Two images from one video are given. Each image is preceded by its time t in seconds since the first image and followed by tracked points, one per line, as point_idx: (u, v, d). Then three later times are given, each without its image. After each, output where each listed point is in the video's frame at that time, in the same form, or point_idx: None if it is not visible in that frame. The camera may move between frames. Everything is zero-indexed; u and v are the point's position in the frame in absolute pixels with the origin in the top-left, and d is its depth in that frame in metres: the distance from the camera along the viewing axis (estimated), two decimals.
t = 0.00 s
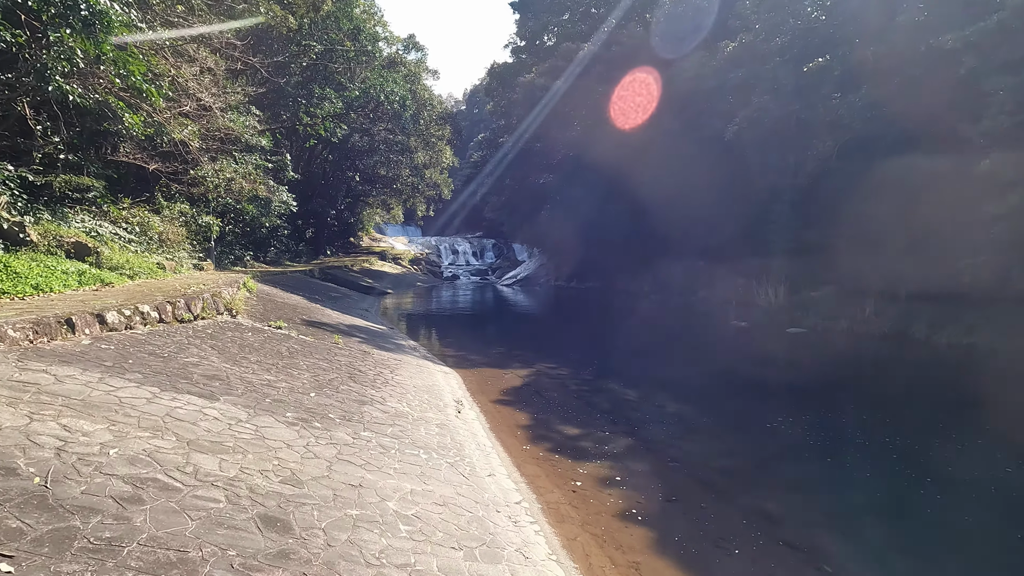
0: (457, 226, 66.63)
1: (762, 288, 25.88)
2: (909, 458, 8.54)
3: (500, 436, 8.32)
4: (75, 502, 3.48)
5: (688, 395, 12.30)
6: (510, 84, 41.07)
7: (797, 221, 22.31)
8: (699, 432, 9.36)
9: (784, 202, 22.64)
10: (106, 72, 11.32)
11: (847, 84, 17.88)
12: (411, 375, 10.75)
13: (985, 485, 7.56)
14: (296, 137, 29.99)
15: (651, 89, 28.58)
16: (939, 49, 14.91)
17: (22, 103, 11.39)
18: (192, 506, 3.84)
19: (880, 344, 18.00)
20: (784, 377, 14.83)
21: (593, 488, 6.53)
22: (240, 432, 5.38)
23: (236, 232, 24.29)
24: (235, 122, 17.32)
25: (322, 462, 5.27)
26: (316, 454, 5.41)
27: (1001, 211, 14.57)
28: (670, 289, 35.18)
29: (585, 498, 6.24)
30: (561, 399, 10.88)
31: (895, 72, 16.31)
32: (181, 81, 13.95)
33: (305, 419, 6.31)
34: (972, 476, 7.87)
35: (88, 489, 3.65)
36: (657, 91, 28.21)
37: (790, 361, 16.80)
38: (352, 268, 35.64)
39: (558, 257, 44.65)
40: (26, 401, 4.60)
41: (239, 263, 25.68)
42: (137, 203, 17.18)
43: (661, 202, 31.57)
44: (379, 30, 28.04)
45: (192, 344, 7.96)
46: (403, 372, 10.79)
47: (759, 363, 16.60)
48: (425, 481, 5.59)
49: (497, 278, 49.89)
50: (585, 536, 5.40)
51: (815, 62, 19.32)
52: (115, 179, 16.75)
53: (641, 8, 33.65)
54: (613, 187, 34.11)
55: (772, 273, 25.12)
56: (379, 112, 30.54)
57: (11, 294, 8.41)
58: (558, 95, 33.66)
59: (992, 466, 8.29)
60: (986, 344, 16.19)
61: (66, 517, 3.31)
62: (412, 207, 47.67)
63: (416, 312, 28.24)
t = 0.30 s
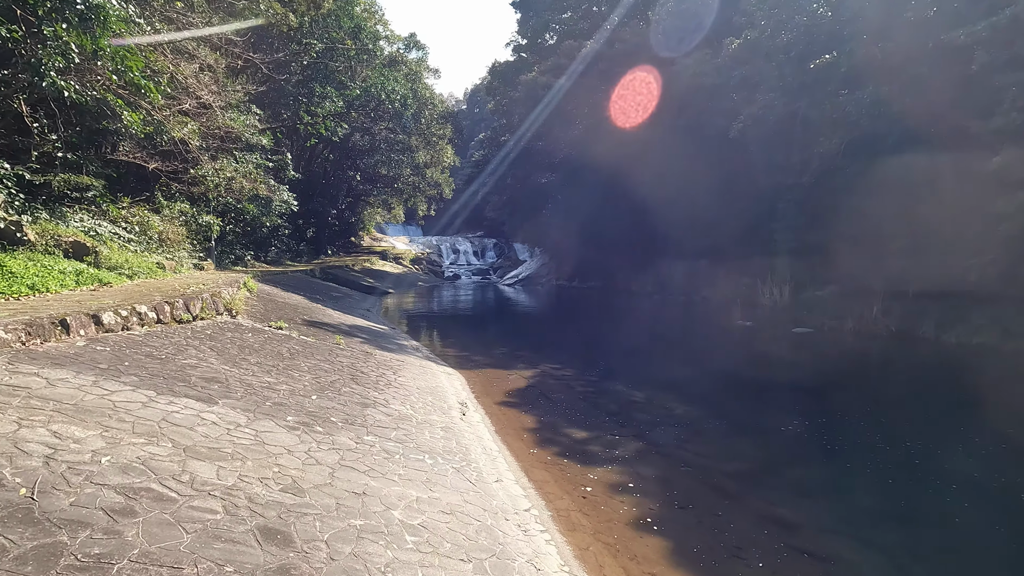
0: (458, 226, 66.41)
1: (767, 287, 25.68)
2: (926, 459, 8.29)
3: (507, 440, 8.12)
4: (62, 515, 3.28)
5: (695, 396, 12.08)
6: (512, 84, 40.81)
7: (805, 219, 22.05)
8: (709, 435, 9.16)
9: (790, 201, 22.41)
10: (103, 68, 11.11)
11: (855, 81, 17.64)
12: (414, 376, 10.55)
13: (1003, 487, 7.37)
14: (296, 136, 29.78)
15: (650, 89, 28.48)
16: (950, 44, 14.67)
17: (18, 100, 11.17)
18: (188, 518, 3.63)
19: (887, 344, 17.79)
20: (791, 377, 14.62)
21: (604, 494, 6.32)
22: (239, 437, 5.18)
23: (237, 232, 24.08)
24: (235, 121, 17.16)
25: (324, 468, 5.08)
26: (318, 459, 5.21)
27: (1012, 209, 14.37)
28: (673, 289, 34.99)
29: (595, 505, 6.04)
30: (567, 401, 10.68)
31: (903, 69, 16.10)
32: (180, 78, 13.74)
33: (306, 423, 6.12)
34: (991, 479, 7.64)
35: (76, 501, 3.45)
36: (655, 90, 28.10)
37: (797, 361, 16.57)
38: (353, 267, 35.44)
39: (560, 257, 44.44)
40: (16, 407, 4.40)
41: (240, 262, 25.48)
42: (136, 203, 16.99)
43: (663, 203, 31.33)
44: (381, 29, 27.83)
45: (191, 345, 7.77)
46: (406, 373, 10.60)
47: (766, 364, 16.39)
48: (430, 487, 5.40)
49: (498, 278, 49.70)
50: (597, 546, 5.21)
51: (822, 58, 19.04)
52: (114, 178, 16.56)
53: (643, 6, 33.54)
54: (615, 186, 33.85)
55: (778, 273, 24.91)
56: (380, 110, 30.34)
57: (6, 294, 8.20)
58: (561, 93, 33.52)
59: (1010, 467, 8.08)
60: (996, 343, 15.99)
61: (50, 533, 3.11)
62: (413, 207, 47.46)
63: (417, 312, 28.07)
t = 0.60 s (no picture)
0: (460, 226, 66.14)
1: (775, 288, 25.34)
2: (953, 465, 7.96)
3: (518, 448, 7.83)
4: (46, 546, 3.00)
5: (708, 400, 11.76)
6: (514, 83, 40.45)
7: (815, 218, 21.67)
8: (725, 441, 8.86)
9: (799, 200, 22.03)
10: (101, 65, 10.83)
11: (867, 77, 17.24)
12: (420, 381, 10.25)
13: None
14: (298, 136, 29.53)
15: (648, 78, 28.16)
16: (968, 38, 14.31)
17: (15, 99, 10.91)
18: (184, 545, 3.35)
19: (900, 345, 17.46)
20: (804, 379, 14.29)
21: (623, 509, 6.03)
22: (240, 451, 4.90)
23: (238, 232, 23.82)
24: (237, 120, 16.93)
25: (330, 483, 4.79)
26: (324, 474, 4.93)
27: None
28: (678, 289, 34.68)
29: (614, 521, 5.74)
30: (578, 406, 10.39)
31: (918, 64, 15.74)
32: (180, 75, 13.46)
33: (311, 434, 5.83)
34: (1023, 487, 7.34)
35: (61, 530, 3.16)
36: (653, 80, 27.85)
37: (809, 363, 16.23)
38: (356, 268, 35.18)
39: (563, 256, 44.11)
40: (2, 421, 4.12)
41: (242, 263, 25.23)
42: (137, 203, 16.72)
43: (668, 201, 30.95)
44: (383, 28, 27.53)
45: (190, 351, 7.49)
46: (412, 378, 10.31)
47: (777, 366, 16.06)
48: (441, 502, 5.11)
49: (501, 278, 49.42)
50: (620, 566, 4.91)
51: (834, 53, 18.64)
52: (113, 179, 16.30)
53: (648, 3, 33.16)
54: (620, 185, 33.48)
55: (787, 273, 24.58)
56: (381, 110, 30.06)
57: None
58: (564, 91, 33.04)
59: None
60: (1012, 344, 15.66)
61: (31, 568, 2.84)
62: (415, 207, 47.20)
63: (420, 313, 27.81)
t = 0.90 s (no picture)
0: (462, 226, 65.83)
1: (783, 288, 25.02)
2: (981, 475, 7.61)
3: (529, 458, 7.52)
4: None
5: (720, 405, 11.44)
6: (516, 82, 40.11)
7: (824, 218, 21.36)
8: (742, 450, 8.54)
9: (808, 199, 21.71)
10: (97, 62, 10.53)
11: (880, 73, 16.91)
12: (425, 386, 9.94)
13: None
14: (299, 135, 29.26)
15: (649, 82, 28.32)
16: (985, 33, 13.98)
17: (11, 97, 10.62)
18: None
19: (913, 346, 17.16)
20: (817, 382, 13.98)
21: (641, 526, 5.72)
22: (239, 467, 4.60)
23: (239, 233, 23.52)
24: (238, 119, 16.70)
25: (333, 503, 4.48)
26: (328, 492, 4.62)
27: None
28: (683, 289, 34.38)
29: (632, 539, 5.43)
30: (588, 412, 10.08)
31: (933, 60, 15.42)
32: (179, 73, 13.15)
33: (312, 447, 5.52)
34: None
35: (37, 566, 2.86)
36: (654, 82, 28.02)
37: (819, 366, 15.92)
38: (358, 268, 34.89)
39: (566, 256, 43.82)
40: None
41: (242, 264, 24.92)
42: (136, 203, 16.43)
43: (673, 201, 30.63)
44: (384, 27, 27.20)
45: (188, 358, 7.18)
46: (417, 383, 10.00)
47: (789, 368, 15.73)
48: (452, 521, 4.80)
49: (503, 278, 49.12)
50: None
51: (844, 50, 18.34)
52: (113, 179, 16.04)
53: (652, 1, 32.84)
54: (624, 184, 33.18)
55: (795, 273, 24.27)
56: (383, 109, 29.76)
57: None
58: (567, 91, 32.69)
59: None
60: None
61: None
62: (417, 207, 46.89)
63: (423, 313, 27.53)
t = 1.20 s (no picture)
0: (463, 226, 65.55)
1: (788, 288, 24.70)
2: (1007, 486, 7.31)
3: (535, 468, 7.22)
4: None
5: (729, 409, 11.14)
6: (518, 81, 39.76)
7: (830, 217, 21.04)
8: (754, 457, 8.25)
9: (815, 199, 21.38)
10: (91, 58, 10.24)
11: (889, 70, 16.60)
12: (427, 391, 9.65)
13: None
14: (300, 135, 29.00)
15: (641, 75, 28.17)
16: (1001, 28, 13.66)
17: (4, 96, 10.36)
18: None
19: (922, 347, 16.89)
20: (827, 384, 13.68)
21: (653, 542, 5.44)
22: (229, 483, 4.31)
23: (239, 233, 23.26)
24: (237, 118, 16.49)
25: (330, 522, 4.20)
26: (325, 509, 4.35)
27: None
28: (686, 290, 34.10)
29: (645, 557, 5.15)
30: (594, 418, 9.78)
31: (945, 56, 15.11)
32: (177, 69, 12.80)
33: (309, 459, 5.23)
34: None
35: None
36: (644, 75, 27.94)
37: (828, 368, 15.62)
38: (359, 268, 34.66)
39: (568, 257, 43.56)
40: None
41: (242, 264, 24.66)
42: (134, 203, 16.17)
43: (676, 200, 30.33)
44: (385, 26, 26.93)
45: (180, 363, 6.89)
46: (418, 388, 9.70)
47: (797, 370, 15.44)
48: (456, 540, 4.51)
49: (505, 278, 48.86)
50: None
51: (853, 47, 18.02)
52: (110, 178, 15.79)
53: None
54: (626, 184, 32.87)
55: (801, 273, 23.97)
56: (383, 108, 29.47)
57: None
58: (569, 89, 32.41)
59: None
60: None
61: None
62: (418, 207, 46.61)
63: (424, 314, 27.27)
